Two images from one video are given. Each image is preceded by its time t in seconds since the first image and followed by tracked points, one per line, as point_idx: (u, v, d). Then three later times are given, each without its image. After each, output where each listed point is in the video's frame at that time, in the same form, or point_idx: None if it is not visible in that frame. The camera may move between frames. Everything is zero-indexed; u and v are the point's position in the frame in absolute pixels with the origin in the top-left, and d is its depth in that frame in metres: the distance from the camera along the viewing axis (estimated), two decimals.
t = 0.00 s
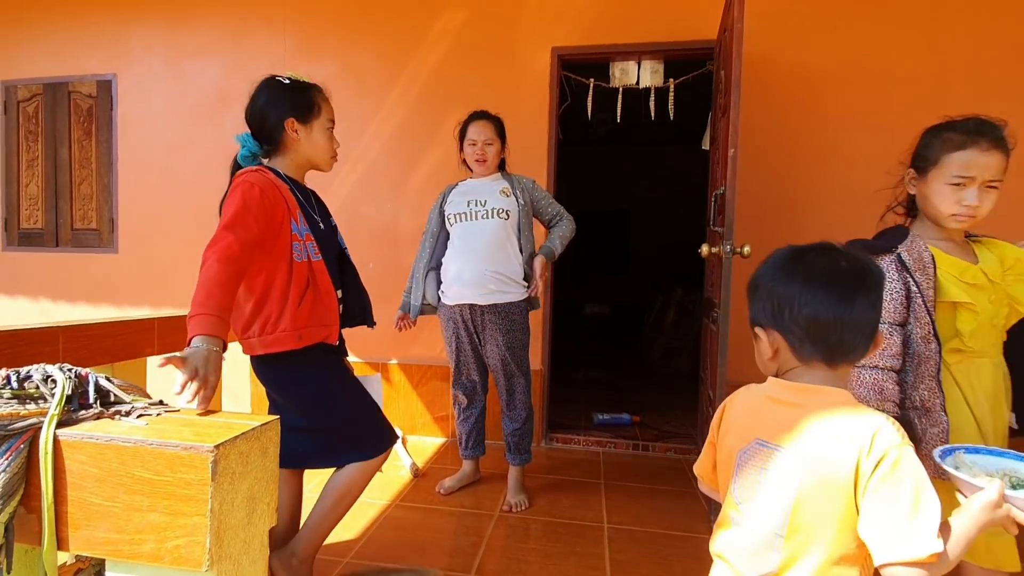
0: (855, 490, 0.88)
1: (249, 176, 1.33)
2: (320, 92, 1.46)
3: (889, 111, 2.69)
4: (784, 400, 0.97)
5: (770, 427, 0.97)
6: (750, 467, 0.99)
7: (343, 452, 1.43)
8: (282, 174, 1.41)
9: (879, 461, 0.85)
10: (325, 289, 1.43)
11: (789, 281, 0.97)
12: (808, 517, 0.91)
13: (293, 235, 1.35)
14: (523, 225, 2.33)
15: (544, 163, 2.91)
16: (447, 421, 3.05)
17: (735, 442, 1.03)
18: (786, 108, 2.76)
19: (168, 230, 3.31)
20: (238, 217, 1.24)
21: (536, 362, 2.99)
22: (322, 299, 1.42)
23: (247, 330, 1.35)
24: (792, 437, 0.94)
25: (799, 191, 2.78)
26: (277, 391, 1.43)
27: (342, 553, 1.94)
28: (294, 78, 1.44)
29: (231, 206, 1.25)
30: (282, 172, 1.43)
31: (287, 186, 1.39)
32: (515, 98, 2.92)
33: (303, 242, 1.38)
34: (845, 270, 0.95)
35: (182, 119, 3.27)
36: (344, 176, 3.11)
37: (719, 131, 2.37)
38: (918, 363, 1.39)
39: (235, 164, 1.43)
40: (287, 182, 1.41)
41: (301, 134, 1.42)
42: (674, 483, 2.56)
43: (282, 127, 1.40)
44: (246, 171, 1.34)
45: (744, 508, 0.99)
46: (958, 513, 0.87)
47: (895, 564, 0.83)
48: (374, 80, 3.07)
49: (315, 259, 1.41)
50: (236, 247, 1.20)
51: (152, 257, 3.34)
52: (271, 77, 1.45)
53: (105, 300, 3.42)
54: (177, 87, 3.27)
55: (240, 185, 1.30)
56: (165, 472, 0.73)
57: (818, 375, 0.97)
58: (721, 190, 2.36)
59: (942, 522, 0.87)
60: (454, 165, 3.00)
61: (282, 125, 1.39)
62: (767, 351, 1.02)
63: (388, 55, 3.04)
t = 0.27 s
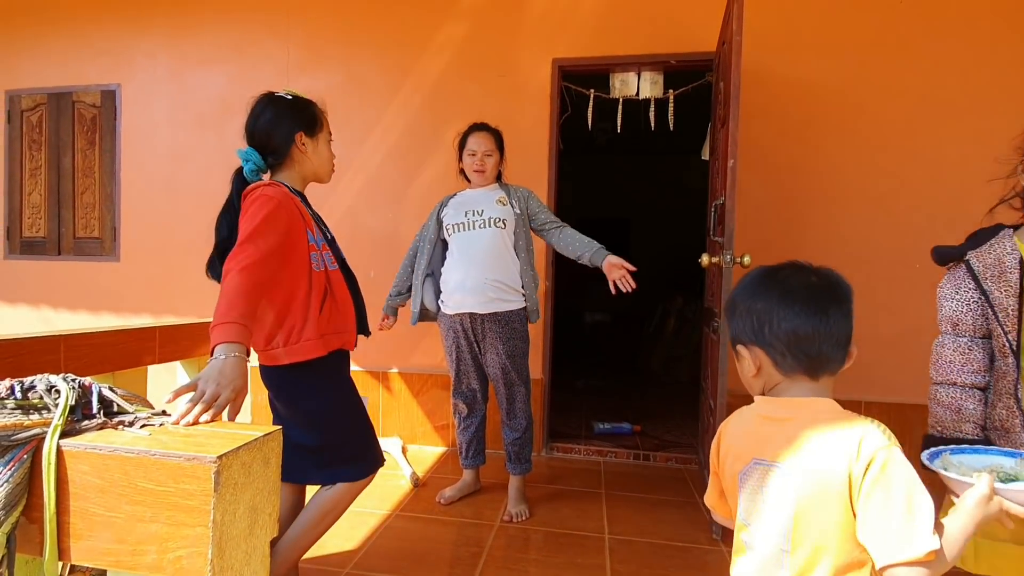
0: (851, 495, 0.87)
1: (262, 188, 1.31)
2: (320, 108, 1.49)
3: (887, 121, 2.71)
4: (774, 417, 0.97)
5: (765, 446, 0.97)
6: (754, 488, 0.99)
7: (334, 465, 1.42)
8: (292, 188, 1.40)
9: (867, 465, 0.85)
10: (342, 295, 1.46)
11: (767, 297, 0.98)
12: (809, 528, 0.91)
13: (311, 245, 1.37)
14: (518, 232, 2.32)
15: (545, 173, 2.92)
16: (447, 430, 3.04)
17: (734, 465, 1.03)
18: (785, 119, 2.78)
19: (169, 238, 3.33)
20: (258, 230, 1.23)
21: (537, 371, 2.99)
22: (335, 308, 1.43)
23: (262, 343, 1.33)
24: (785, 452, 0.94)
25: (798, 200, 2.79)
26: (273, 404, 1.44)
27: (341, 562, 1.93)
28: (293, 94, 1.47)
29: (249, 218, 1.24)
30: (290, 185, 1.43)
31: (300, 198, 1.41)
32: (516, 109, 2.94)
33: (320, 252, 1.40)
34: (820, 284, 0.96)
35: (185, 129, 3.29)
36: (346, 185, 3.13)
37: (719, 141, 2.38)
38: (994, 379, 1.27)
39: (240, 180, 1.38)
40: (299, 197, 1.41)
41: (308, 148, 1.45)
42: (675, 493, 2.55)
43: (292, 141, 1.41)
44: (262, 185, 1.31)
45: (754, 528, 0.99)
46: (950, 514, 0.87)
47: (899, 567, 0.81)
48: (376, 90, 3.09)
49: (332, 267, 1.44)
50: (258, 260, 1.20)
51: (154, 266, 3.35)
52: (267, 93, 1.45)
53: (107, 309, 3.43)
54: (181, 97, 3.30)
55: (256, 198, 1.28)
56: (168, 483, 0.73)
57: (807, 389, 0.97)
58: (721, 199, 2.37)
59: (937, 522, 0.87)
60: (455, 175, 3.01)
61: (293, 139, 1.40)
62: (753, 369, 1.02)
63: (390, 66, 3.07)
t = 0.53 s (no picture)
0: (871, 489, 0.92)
1: (270, 197, 1.32)
2: (326, 119, 1.50)
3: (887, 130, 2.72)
4: (786, 419, 0.97)
5: (778, 447, 0.97)
6: (769, 491, 0.98)
7: (332, 478, 1.41)
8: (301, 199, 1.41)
9: (886, 461, 0.92)
10: (351, 303, 1.47)
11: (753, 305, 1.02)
12: (838, 527, 0.93)
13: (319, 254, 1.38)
14: (521, 239, 2.33)
15: (546, 181, 2.93)
16: (448, 438, 3.03)
17: (742, 468, 1.01)
18: (786, 127, 2.80)
19: (171, 245, 3.33)
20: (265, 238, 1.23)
21: (538, 378, 2.98)
22: (344, 314, 1.43)
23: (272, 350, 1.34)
24: (803, 454, 0.95)
25: (799, 208, 2.80)
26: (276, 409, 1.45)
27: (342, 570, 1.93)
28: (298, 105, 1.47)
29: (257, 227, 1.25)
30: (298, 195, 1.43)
31: (309, 207, 1.42)
32: (517, 117, 2.96)
33: (328, 260, 1.41)
34: (806, 290, 1.01)
35: (189, 136, 3.31)
36: (348, 193, 3.14)
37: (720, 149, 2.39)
38: None
39: (249, 192, 1.38)
40: (310, 207, 1.42)
41: (315, 158, 1.45)
42: (677, 502, 2.54)
43: (300, 152, 1.41)
44: (272, 194, 1.33)
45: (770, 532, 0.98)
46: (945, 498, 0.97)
47: (918, 553, 0.89)
48: (379, 98, 3.11)
49: (340, 276, 1.44)
50: (265, 268, 1.20)
51: (156, 273, 3.35)
52: (273, 105, 1.46)
53: (109, 316, 3.44)
54: (184, 105, 3.32)
55: (264, 206, 1.29)
56: (171, 492, 0.73)
57: (807, 392, 0.99)
58: (722, 207, 2.37)
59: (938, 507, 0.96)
60: (456, 183, 3.03)
61: (301, 149, 1.41)
62: (754, 374, 1.04)
63: (392, 74, 3.09)
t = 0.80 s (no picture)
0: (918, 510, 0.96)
1: (277, 214, 1.34)
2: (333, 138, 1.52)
3: (887, 144, 2.74)
4: (831, 436, 0.98)
5: (821, 465, 0.97)
6: (813, 510, 0.97)
7: (334, 495, 1.41)
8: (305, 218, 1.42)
9: (931, 480, 0.95)
10: (344, 322, 1.47)
11: (803, 318, 1.02)
12: (885, 549, 0.95)
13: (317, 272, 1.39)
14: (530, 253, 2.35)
15: (548, 195, 2.95)
16: (450, 451, 3.02)
17: (782, 486, 1.00)
18: (786, 141, 2.82)
19: (176, 259, 3.36)
20: (274, 254, 1.25)
21: (541, 392, 2.98)
22: (340, 331, 1.44)
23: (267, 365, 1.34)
24: (849, 472, 0.96)
25: (800, 221, 2.81)
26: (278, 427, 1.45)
27: None
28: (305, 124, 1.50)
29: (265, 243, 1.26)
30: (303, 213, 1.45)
31: (311, 226, 1.43)
32: (519, 132, 2.99)
33: (326, 278, 1.42)
34: (847, 308, 1.03)
35: (194, 151, 3.35)
36: (352, 207, 3.17)
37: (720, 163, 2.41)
38: None
39: (253, 210, 1.39)
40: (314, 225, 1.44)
41: (321, 176, 1.48)
42: (680, 516, 2.52)
43: (306, 170, 1.44)
44: (275, 211, 1.34)
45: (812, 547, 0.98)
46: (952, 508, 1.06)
47: (962, 572, 0.94)
48: (382, 113, 3.15)
49: (335, 294, 1.45)
50: (271, 285, 1.22)
51: (161, 286, 3.38)
52: (281, 125, 1.49)
53: (113, 329, 3.46)
54: (191, 121, 3.36)
55: (271, 223, 1.31)
56: (175, 509, 0.73)
57: (846, 410, 1.01)
58: (724, 220, 2.38)
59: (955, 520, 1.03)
60: (459, 197, 3.05)
61: (307, 168, 1.43)
62: (792, 388, 1.03)
63: (396, 90, 3.13)
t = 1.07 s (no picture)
0: (951, 542, 0.90)
1: (275, 220, 1.35)
2: (333, 144, 1.53)
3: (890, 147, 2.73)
4: (868, 451, 0.99)
5: (856, 480, 0.99)
6: (839, 521, 1.01)
7: (332, 500, 1.41)
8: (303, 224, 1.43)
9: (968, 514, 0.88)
10: (340, 329, 1.48)
11: (871, 330, 1.02)
12: None
13: (314, 278, 1.39)
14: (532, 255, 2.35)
15: (550, 199, 2.96)
16: (452, 455, 3.02)
17: (816, 499, 1.05)
18: (788, 145, 2.81)
19: (180, 263, 3.38)
20: (274, 261, 1.26)
21: (543, 396, 2.98)
22: (335, 339, 1.45)
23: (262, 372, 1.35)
24: (879, 491, 0.96)
25: (802, 225, 2.80)
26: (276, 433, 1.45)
27: None
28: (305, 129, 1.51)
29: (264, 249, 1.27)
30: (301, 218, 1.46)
31: (309, 232, 1.43)
32: (522, 136, 2.99)
33: (323, 285, 1.42)
34: (922, 324, 0.99)
35: (199, 156, 3.37)
36: (354, 211, 3.18)
37: (722, 167, 2.41)
38: None
39: (252, 214, 1.40)
40: (311, 230, 1.45)
41: (321, 181, 1.49)
42: (683, 521, 2.51)
43: (306, 176, 1.45)
44: (274, 218, 1.35)
45: (834, 558, 1.01)
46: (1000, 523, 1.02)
47: None
48: (385, 118, 3.16)
49: (333, 302, 1.46)
50: (270, 293, 1.22)
51: (165, 290, 3.39)
52: (282, 129, 1.50)
53: (118, 333, 3.48)
54: (195, 126, 3.39)
55: (270, 229, 1.31)
56: (175, 513, 0.74)
57: (900, 428, 1.01)
58: (725, 224, 2.38)
59: None
60: (461, 201, 3.06)
61: (307, 173, 1.44)
62: (843, 398, 1.07)
63: (398, 95, 3.15)
